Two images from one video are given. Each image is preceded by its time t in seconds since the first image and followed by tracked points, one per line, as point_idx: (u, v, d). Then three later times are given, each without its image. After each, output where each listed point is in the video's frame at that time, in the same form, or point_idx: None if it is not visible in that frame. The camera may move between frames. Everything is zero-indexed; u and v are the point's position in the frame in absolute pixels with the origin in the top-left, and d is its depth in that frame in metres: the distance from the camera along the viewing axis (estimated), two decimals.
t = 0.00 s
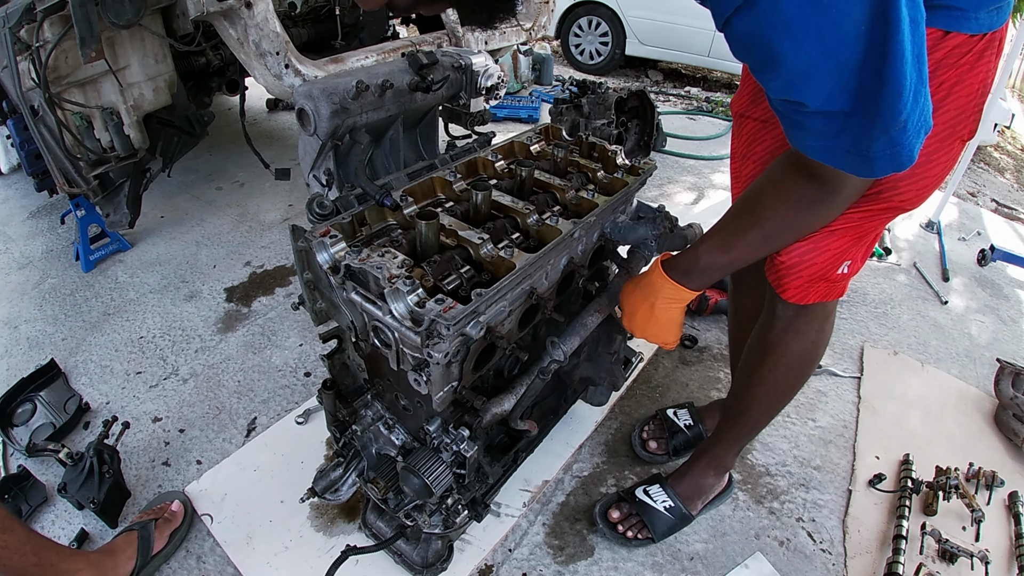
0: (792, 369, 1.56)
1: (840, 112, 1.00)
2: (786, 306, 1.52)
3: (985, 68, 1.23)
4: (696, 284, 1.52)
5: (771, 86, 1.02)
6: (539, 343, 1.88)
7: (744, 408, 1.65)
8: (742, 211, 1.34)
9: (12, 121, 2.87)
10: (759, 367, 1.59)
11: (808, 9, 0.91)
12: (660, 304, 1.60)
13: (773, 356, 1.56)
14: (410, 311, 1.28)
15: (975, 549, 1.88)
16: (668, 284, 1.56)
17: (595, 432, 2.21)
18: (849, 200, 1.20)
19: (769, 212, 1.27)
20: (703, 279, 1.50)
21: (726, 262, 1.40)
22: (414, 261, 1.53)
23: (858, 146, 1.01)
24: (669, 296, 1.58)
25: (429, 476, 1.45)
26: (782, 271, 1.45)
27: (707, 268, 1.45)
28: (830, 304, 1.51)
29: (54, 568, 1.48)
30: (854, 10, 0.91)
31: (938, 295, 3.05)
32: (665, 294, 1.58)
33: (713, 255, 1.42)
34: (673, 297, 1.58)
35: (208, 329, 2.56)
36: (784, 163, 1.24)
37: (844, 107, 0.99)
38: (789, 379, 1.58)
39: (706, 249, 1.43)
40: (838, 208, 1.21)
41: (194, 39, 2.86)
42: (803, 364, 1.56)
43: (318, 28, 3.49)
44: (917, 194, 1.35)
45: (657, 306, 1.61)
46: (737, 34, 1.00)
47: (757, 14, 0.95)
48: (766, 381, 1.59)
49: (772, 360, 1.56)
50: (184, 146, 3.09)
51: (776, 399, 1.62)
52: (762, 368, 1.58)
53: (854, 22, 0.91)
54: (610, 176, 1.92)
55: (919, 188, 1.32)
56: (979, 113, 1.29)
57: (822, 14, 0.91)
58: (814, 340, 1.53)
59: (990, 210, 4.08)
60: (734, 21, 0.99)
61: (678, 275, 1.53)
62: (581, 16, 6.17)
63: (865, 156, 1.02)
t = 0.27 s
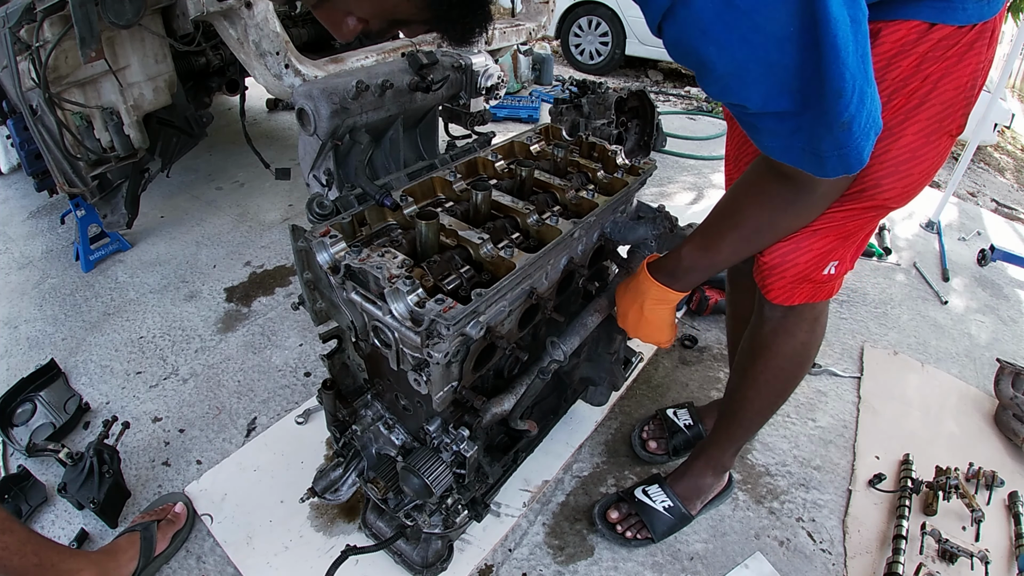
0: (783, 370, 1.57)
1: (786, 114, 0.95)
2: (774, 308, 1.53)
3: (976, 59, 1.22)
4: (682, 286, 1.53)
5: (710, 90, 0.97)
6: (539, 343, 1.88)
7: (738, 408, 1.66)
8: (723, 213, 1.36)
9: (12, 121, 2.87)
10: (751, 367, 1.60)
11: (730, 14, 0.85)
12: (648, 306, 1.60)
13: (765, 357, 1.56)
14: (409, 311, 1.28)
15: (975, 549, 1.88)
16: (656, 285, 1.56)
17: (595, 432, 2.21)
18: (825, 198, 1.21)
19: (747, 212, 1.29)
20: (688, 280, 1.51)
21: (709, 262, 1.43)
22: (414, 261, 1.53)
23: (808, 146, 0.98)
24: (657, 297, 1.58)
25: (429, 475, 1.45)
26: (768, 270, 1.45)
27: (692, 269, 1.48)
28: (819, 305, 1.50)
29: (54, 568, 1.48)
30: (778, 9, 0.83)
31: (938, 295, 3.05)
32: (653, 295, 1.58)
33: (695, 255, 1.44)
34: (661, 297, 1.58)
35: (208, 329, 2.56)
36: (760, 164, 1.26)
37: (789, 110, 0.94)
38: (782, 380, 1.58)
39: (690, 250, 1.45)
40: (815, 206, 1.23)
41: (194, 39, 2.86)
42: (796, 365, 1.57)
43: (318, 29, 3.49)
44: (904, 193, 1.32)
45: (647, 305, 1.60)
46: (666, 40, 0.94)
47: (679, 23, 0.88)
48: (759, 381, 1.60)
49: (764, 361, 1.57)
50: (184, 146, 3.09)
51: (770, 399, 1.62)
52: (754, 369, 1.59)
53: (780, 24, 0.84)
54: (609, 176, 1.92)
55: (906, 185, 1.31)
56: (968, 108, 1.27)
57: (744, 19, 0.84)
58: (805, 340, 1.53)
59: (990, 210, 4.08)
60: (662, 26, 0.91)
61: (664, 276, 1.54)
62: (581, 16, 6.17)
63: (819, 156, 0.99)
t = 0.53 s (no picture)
0: (778, 370, 1.57)
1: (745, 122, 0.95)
2: (768, 309, 1.53)
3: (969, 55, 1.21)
4: (675, 289, 1.53)
5: (674, 94, 0.97)
6: (539, 343, 1.88)
7: (734, 409, 1.67)
8: (712, 217, 1.36)
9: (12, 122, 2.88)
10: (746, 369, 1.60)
11: (686, 21, 0.84)
12: (643, 309, 1.59)
13: (760, 358, 1.57)
14: (409, 311, 1.28)
15: (976, 549, 1.88)
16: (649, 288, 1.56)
17: (595, 432, 2.21)
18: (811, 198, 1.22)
19: (735, 215, 1.30)
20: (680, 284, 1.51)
21: (699, 266, 1.43)
22: (414, 261, 1.53)
23: (769, 153, 0.98)
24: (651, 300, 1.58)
25: (429, 475, 1.45)
26: (760, 271, 1.45)
27: (683, 274, 1.48)
28: (813, 306, 1.49)
29: (54, 568, 1.48)
30: (732, 17, 0.83)
31: (938, 295, 3.05)
32: (647, 298, 1.58)
33: (686, 259, 1.45)
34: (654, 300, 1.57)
35: (208, 329, 2.56)
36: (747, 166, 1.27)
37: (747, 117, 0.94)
38: (777, 381, 1.59)
39: (681, 255, 1.45)
40: (801, 207, 1.25)
41: (194, 39, 2.86)
42: (791, 366, 1.57)
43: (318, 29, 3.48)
44: (896, 192, 1.31)
45: (642, 308, 1.60)
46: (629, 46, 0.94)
47: (638, 29, 0.88)
48: (755, 382, 1.60)
49: (759, 362, 1.57)
50: (184, 146, 3.09)
51: (766, 400, 1.62)
52: (750, 370, 1.60)
53: (735, 30, 0.84)
54: (610, 176, 1.92)
55: (898, 185, 1.30)
56: (962, 105, 1.26)
57: (700, 25, 0.84)
58: (799, 341, 1.53)
59: (990, 210, 4.08)
60: (624, 34, 0.91)
61: (656, 280, 1.54)
62: (581, 16, 6.17)
63: (776, 166, 0.99)
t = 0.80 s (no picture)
0: (777, 371, 1.57)
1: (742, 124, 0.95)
2: (767, 311, 1.53)
3: (963, 52, 1.21)
4: (673, 294, 1.53)
5: (671, 98, 0.97)
6: (539, 343, 1.88)
7: (733, 410, 1.67)
8: (709, 219, 1.36)
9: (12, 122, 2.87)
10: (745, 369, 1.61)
11: (678, 26, 0.84)
12: (644, 316, 1.59)
13: (760, 359, 1.57)
14: (409, 311, 1.28)
15: (976, 549, 1.88)
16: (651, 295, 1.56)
17: (595, 432, 2.21)
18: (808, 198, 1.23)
19: (732, 216, 1.30)
20: (678, 288, 1.50)
21: (696, 269, 1.43)
22: (414, 261, 1.53)
23: (772, 152, 0.98)
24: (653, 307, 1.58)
25: (429, 475, 1.45)
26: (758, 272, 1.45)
27: (680, 277, 1.47)
28: (812, 306, 1.49)
29: (55, 568, 1.48)
30: (723, 19, 0.83)
31: (938, 295, 3.05)
32: (649, 305, 1.57)
33: (683, 262, 1.44)
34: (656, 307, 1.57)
35: (208, 329, 2.56)
36: (742, 168, 1.28)
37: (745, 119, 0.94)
38: (776, 382, 1.59)
39: (678, 258, 1.45)
40: (798, 208, 1.25)
41: (194, 39, 2.86)
42: (790, 367, 1.57)
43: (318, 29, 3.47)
44: (893, 191, 1.31)
45: (644, 316, 1.59)
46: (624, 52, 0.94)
47: (630, 35, 0.88)
48: (754, 383, 1.61)
49: (758, 363, 1.57)
50: (184, 146, 3.09)
51: (766, 400, 1.63)
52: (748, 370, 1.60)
53: (728, 33, 0.83)
54: (609, 176, 1.92)
55: (894, 184, 1.30)
56: (958, 102, 1.26)
57: (692, 30, 0.84)
58: (798, 342, 1.54)
59: (990, 210, 4.08)
60: (617, 40, 0.91)
61: (655, 284, 1.54)
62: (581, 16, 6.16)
63: (781, 165, 0.99)
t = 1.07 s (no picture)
0: (778, 373, 1.58)
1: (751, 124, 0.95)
2: (768, 314, 1.53)
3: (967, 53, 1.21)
4: (673, 297, 1.53)
5: (678, 99, 0.97)
6: (539, 343, 1.88)
7: (733, 411, 1.67)
8: (710, 221, 1.36)
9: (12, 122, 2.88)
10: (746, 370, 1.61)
11: (687, 26, 0.84)
12: (643, 319, 1.59)
13: (760, 361, 1.58)
14: (409, 311, 1.28)
15: (976, 549, 1.88)
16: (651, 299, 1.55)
17: (595, 432, 2.21)
18: (811, 201, 1.23)
19: (734, 218, 1.30)
20: (678, 291, 1.50)
21: (697, 271, 1.43)
22: (414, 261, 1.53)
23: (780, 152, 0.97)
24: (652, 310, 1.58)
25: (429, 475, 1.45)
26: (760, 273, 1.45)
27: (681, 280, 1.47)
28: (814, 308, 1.49)
29: (55, 568, 1.48)
30: (733, 19, 0.82)
31: (938, 295, 3.05)
32: (647, 309, 1.57)
33: (684, 264, 1.44)
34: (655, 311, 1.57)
35: (208, 329, 2.56)
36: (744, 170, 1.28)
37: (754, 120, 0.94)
38: (776, 383, 1.60)
39: (678, 260, 1.45)
40: (799, 210, 1.25)
41: (194, 39, 2.86)
42: (790, 368, 1.58)
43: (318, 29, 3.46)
44: (895, 192, 1.31)
45: (644, 319, 1.59)
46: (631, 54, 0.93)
47: (638, 36, 0.88)
48: (754, 384, 1.61)
49: (758, 365, 1.58)
50: (184, 146, 3.09)
51: (766, 402, 1.63)
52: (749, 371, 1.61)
53: (737, 33, 0.83)
54: (609, 176, 1.92)
55: (898, 185, 1.30)
56: (961, 104, 1.26)
57: (700, 31, 0.84)
58: (799, 344, 1.54)
59: (990, 210, 4.08)
60: (624, 40, 0.91)
61: (655, 287, 1.54)
62: (581, 16, 6.17)
63: (791, 165, 0.99)
